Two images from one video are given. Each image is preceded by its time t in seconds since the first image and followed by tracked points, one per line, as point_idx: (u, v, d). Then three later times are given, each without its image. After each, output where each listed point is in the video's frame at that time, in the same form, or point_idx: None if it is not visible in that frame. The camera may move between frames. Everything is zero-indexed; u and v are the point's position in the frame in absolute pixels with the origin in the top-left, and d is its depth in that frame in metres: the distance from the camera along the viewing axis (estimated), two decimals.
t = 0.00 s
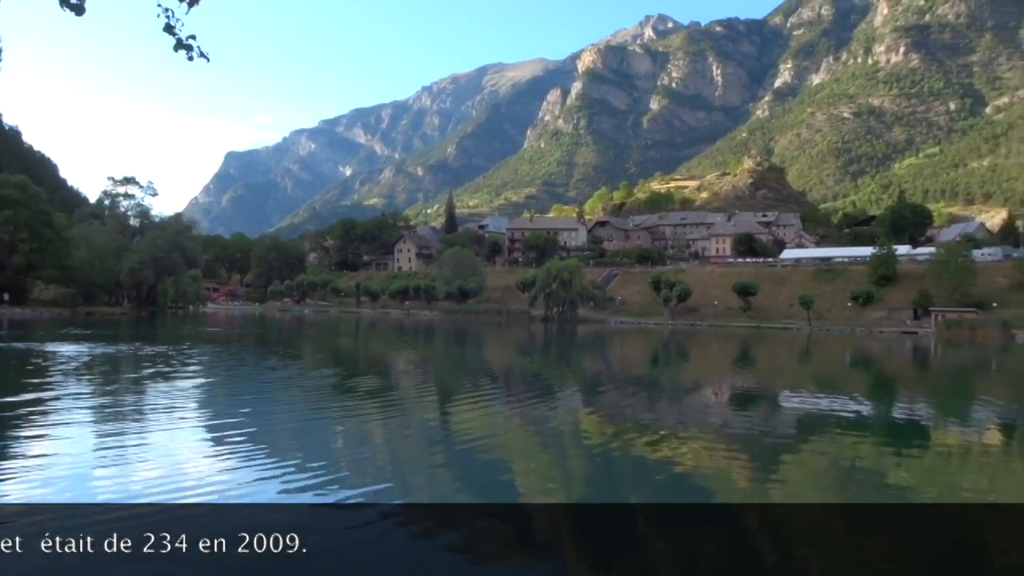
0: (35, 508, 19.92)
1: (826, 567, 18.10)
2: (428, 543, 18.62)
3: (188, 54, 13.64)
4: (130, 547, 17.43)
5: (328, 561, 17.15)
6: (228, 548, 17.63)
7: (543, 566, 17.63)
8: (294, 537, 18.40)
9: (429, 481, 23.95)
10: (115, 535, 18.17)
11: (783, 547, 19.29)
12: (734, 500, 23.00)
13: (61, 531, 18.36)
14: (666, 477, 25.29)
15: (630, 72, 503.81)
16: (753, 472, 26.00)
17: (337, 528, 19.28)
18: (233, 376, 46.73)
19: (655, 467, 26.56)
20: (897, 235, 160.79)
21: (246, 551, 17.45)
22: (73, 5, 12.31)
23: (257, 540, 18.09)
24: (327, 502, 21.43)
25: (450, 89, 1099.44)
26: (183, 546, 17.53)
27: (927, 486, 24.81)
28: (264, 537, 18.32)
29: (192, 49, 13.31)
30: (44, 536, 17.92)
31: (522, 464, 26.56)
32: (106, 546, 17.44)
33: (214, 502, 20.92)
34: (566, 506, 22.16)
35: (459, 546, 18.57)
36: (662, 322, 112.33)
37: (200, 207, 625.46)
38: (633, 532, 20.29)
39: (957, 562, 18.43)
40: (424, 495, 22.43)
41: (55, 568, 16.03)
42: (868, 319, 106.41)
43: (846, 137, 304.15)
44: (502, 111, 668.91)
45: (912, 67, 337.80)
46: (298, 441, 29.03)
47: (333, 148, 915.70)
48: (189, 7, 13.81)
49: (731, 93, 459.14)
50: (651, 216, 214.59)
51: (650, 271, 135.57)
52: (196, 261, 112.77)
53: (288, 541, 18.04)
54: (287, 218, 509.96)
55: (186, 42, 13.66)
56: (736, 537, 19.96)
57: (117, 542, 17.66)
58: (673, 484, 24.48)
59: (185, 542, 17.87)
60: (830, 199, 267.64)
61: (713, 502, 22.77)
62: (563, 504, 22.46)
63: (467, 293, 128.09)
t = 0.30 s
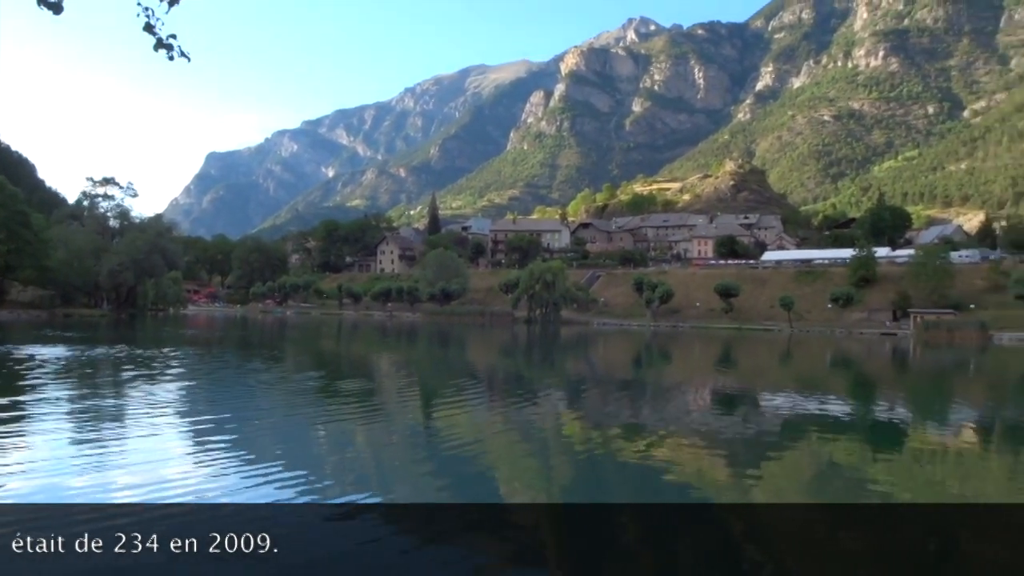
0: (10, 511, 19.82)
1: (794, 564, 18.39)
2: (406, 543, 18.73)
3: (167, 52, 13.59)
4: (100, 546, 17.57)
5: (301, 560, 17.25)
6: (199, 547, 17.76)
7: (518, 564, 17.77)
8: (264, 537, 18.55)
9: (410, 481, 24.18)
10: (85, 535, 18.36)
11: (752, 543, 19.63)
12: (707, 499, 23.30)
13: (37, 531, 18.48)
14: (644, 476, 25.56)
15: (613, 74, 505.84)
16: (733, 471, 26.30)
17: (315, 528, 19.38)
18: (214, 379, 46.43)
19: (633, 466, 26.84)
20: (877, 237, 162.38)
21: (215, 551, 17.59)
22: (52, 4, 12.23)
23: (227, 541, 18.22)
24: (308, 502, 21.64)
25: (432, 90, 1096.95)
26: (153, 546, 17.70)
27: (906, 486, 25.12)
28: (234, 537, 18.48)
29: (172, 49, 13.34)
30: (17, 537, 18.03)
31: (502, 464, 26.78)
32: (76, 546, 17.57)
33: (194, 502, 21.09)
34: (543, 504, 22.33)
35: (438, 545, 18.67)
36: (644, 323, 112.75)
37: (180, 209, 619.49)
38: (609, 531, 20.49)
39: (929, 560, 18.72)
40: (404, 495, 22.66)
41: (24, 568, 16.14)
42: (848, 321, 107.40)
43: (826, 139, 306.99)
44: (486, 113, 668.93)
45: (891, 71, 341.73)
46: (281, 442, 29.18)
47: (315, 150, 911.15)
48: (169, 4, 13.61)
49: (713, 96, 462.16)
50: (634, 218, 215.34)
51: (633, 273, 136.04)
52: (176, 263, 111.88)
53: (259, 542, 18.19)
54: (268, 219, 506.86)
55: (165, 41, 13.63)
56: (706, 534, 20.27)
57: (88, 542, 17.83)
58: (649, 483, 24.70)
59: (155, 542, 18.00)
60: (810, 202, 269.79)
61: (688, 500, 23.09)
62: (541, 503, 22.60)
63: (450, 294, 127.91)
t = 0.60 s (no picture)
0: None
1: (766, 563, 18.71)
2: (383, 543, 18.89)
3: (149, 53, 13.56)
4: (71, 547, 17.77)
5: (274, 560, 17.45)
6: (171, 547, 17.98)
7: (498, 564, 17.92)
8: (235, 537, 18.79)
9: (392, 481, 24.39)
10: (57, 536, 18.57)
11: (723, 542, 19.97)
12: (683, 498, 23.63)
13: (18, 531, 18.71)
14: (624, 476, 25.86)
15: (599, 76, 507.52)
16: (713, 471, 26.60)
17: (294, 529, 19.53)
18: (199, 381, 46.41)
19: (614, 466, 27.14)
20: (860, 239, 163.62)
21: (186, 551, 17.84)
22: (34, 5, 12.22)
23: (199, 540, 18.49)
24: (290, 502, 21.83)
25: (418, 91, 1095.87)
26: (124, 546, 17.91)
27: (886, 485, 25.43)
28: (206, 538, 18.71)
29: (154, 50, 13.29)
30: None
31: (485, 464, 27.01)
32: (48, 547, 17.78)
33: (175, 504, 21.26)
34: (521, 504, 22.58)
35: (418, 544, 18.84)
36: (629, 324, 113.14)
37: (164, 209, 614.63)
38: (586, 530, 20.75)
39: (900, 558, 19.06)
40: (385, 495, 22.89)
41: None
42: (832, 322, 108.24)
43: (810, 142, 309.26)
44: (472, 114, 669.24)
45: (874, 74, 344.96)
46: (264, 443, 29.37)
47: (301, 150, 906.80)
48: (149, 3, 13.68)
49: (698, 99, 464.64)
50: (619, 220, 216.03)
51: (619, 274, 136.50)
52: (161, 265, 111.12)
53: (231, 542, 18.41)
54: (253, 220, 504.16)
55: (148, 42, 13.60)
56: (679, 533, 20.55)
57: (59, 543, 18.03)
58: (625, 483, 25.02)
59: (126, 542, 18.21)
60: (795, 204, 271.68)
61: (664, 499, 23.45)
62: (520, 503, 22.83)
63: (436, 296, 127.67)
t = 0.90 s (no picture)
0: None
1: (747, 561, 18.85)
2: (365, 542, 18.80)
3: (132, 52, 13.28)
4: (42, 546, 17.72)
5: (249, 561, 17.37)
6: (142, 548, 17.89)
7: (480, 563, 17.98)
8: (206, 537, 18.67)
9: (376, 482, 24.34)
10: (29, 536, 18.47)
11: (703, 540, 20.09)
12: (667, 497, 23.70)
13: None
14: (609, 476, 25.88)
15: (585, 78, 509.12)
16: (700, 472, 26.63)
17: (270, 528, 19.45)
18: (183, 381, 46.31)
19: (599, 467, 27.17)
20: (844, 241, 164.70)
21: (157, 551, 17.73)
22: None
23: (170, 540, 18.37)
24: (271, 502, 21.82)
25: (404, 92, 1094.45)
26: (95, 546, 17.80)
27: (872, 485, 25.54)
28: (177, 537, 18.61)
29: (136, 48, 13.00)
30: None
31: (471, 465, 26.97)
32: (19, 547, 17.72)
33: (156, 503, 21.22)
34: (506, 504, 22.56)
35: (401, 545, 18.74)
36: (615, 325, 113.30)
37: (147, 209, 609.14)
38: (572, 529, 20.70)
39: (883, 556, 19.18)
40: (370, 494, 22.94)
41: None
42: (816, 323, 108.99)
43: (794, 144, 311.50)
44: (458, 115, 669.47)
45: (857, 78, 348.09)
46: (247, 445, 29.25)
47: (285, 150, 902.10)
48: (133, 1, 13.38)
49: (684, 101, 467.05)
50: (605, 221, 216.59)
51: (605, 276, 136.63)
52: (144, 265, 110.16)
53: (200, 542, 18.25)
54: (238, 220, 501.46)
55: (131, 41, 13.30)
56: (658, 531, 20.67)
57: (31, 543, 17.93)
58: (611, 482, 25.11)
59: (97, 542, 18.11)
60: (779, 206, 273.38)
61: (648, 499, 23.46)
62: (506, 503, 22.80)
63: (422, 296, 127.27)
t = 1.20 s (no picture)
0: None
1: (737, 562, 18.71)
2: (346, 542, 18.63)
3: (117, 51, 13.54)
4: (15, 547, 17.59)
5: (225, 561, 17.23)
6: (113, 547, 17.65)
7: (463, 562, 17.86)
8: (178, 537, 18.45)
9: (363, 482, 24.19)
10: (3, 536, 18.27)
11: (686, 539, 20.03)
12: (654, 497, 23.61)
13: None
14: (597, 477, 25.69)
15: (573, 78, 510.07)
16: (687, 472, 26.57)
17: (250, 529, 19.22)
18: (170, 383, 45.91)
19: (586, 467, 27.09)
20: (830, 241, 165.57)
21: (128, 551, 17.51)
22: None
23: (142, 540, 18.13)
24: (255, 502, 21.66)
25: (392, 93, 1092.63)
26: (67, 546, 17.64)
27: (859, 485, 25.52)
28: (149, 538, 18.36)
29: (123, 47, 13.34)
30: None
31: (458, 466, 26.81)
32: None
33: (135, 505, 20.97)
34: (494, 504, 22.42)
35: (384, 545, 18.55)
36: (603, 326, 113.31)
37: (133, 209, 603.90)
38: (558, 530, 20.56)
39: (870, 556, 19.14)
40: (356, 495, 22.77)
41: None
42: (803, 323, 109.47)
43: (781, 146, 313.06)
44: (446, 115, 669.02)
45: (844, 79, 350.28)
46: (234, 446, 28.99)
47: (272, 150, 897.16)
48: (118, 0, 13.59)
49: (672, 102, 468.74)
50: (593, 222, 216.75)
51: (594, 276, 136.72)
52: (130, 265, 109.25)
53: (173, 543, 18.06)
54: (225, 220, 498.71)
55: (116, 39, 13.54)
56: (643, 530, 20.60)
57: (4, 543, 17.76)
58: (598, 483, 24.99)
59: (69, 542, 17.94)
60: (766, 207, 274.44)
61: (635, 499, 23.37)
62: (493, 503, 22.64)
63: (411, 297, 126.80)
